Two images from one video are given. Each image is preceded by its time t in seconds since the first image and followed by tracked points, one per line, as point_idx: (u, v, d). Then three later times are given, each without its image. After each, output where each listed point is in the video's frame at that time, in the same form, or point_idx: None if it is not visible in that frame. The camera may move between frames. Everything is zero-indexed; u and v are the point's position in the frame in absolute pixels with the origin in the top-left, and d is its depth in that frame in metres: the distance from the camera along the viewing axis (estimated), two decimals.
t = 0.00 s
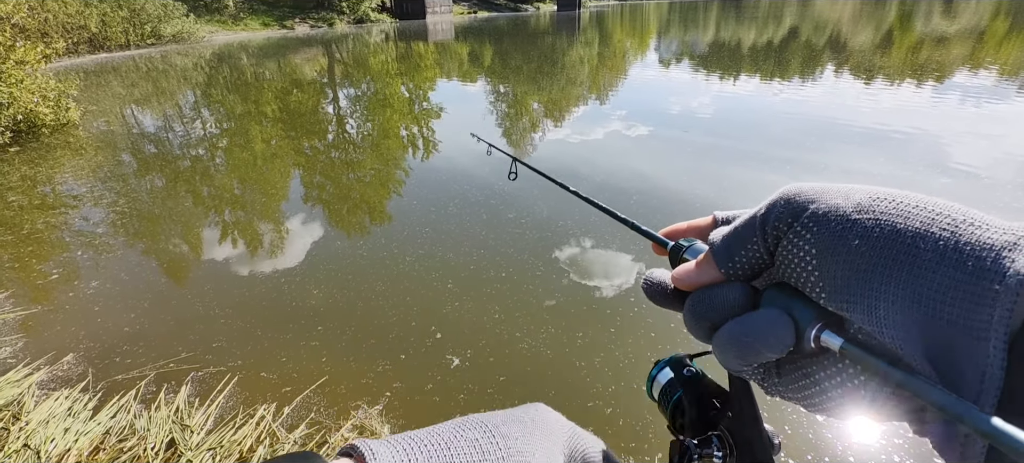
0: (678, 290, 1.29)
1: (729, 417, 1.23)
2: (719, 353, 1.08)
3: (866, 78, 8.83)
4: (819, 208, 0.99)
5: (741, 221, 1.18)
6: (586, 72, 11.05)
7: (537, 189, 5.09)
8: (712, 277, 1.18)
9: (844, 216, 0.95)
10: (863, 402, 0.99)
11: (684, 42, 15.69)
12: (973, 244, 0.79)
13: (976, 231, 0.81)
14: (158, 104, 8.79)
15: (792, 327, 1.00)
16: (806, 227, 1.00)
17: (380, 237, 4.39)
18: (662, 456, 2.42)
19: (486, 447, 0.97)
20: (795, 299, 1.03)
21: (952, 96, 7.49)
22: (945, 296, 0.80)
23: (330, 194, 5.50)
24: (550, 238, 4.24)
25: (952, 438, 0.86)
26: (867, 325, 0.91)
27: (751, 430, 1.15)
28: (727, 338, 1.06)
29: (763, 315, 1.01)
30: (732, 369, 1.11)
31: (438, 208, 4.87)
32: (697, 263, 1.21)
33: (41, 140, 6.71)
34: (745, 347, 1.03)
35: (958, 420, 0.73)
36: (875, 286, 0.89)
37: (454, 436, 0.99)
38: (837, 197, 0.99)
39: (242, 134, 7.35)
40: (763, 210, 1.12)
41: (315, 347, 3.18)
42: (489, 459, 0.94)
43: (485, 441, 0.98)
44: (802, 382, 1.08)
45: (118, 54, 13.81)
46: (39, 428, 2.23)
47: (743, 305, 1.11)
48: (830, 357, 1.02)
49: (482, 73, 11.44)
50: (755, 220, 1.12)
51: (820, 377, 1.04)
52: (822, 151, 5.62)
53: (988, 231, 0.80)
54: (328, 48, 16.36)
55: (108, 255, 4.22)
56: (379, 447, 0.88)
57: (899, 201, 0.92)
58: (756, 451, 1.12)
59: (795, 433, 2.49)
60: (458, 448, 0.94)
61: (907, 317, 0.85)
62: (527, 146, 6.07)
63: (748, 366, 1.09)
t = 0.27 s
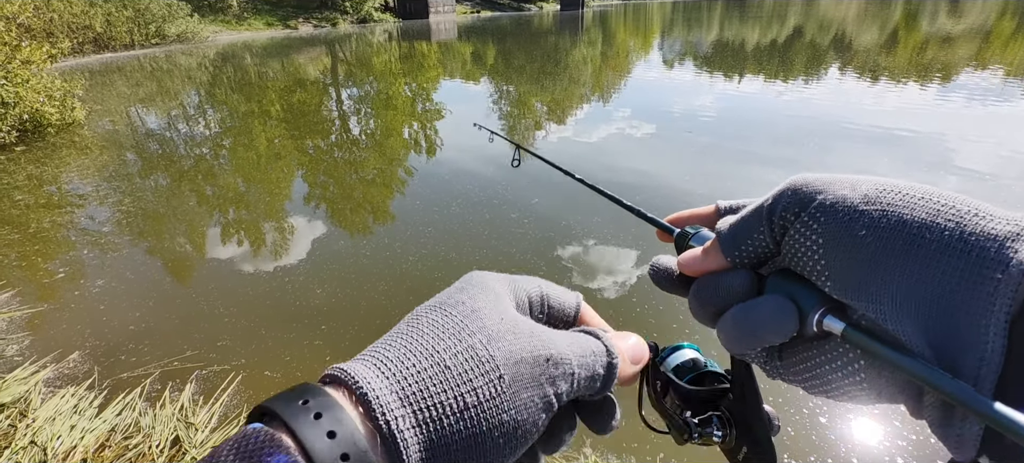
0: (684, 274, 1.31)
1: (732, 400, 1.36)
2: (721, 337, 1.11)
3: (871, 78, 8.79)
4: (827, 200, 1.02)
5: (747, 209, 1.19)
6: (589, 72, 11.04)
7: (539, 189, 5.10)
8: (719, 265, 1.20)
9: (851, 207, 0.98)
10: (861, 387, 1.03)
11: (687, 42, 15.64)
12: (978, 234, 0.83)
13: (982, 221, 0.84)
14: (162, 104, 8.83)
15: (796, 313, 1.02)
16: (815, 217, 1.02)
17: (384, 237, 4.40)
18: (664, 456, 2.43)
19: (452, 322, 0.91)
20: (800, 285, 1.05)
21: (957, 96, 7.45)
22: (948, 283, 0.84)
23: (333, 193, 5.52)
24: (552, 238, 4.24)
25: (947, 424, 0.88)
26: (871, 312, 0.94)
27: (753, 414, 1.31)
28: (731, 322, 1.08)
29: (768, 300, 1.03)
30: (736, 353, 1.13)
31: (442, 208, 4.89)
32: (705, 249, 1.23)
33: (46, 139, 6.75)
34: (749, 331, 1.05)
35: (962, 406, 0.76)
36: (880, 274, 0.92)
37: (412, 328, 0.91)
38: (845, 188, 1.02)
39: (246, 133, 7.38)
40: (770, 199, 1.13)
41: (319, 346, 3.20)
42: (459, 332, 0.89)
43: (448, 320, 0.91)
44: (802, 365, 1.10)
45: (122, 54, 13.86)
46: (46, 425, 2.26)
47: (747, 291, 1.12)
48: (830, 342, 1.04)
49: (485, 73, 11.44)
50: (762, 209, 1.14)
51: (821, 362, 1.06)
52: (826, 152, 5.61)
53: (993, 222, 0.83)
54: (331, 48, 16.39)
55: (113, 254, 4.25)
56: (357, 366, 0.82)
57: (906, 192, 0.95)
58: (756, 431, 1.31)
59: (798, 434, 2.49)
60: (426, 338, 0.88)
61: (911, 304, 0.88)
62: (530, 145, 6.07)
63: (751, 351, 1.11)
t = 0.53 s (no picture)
0: (682, 256, 1.30)
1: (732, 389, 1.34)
2: (720, 318, 1.08)
3: (874, 79, 8.76)
4: (838, 173, 0.98)
5: (752, 187, 1.17)
6: (591, 73, 11.03)
7: (541, 190, 5.10)
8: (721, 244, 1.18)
9: (865, 180, 0.94)
10: (864, 370, 1.00)
11: (690, 43, 15.61)
12: (998, 209, 0.79)
13: (1002, 196, 0.80)
14: (166, 105, 8.87)
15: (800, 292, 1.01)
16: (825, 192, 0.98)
17: (385, 238, 4.41)
18: (666, 458, 2.43)
19: (473, 402, 0.88)
20: (805, 265, 1.02)
21: (962, 97, 7.41)
22: (965, 260, 0.80)
23: (336, 194, 5.54)
24: (554, 239, 4.24)
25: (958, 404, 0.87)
26: (881, 291, 0.91)
27: (754, 404, 1.29)
28: (730, 301, 1.05)
29: (770, 279, 1.01)
30: (736, 334, 1.11)
31: (443, 209, 4.89)
32: (705, 229, 1.21)
33: (51, 140, 6.79)
34: (750, 310, 1.03)
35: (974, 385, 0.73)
36: (892, 251, 0.88)
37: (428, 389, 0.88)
38: (857, 162, 0.97)
39: (249, 134, 7.41)
40: (778, 174, 1.10)
41: (321, 347, 3.21)
42: (477, 416, 0.87)
43: (467, 396, 0.89)
44: (807, 348, 1.08)
45: (125, 55, 13.93)
46: (51, 425, 2.27)
47: (749, 271, 1.09)
48: (834, 324, 1.02)
49: (487, 73, 11.45)
50: (769, 185, 1.11)
51: (824, 343, 1.04)
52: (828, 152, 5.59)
53: (1014, 197, 0.79)
54: (334, 49, 16.43)
55: (117, 254, 4.27)
56: (377, 420, 0.79)
57: (921, 166, 0.91)
58: (756, 421, 1.29)
59: (801, 437, 2.49)
60: (444, 407, 0.85)
61: (923, 282, 0.85)
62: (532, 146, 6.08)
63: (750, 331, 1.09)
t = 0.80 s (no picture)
0: (689, 265, 1.30)
1: (739, 393, 1.33)
2: (725, 324, 1.08)
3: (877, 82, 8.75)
4: (835, 181, 0.98)
5: (753, 196, 1.17)
6: (594, 76, 11.05)
7: (544, 193, 5.11)
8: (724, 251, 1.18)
9: (860, 189, 0.94)
10: (867, 374, 1.01)
11: (692, 46, 15.63)
12: (991, 216, 0.80)
13: (995, 203, 0.81)
14: (170, 108, 8.90)
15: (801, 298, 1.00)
16: (822, 199, 0.98)
17: (388, 240, 4.42)
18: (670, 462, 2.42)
19: (504, 450, 0.85)
20: (806, 271, 1.02)
21: (965, 99, 7.40)
22: (961, 266, 0.81)
23: (339, 197, 5.55)
24: (556, 242, 4.24)
25: (957, 404, 0.87)
26: (882, 296, 0.91)
27: (761, 407, 1.27)
28: (733, 309, 1.05)
29: (772, 285, 1.01)
30: (739, 340, 1.11)
31: (446, 211, 4.90)
32: (711, 237, 1.22)
33: (56, 143, 6.82)
34: (753, 317, 1.02)
35: (974, 387, 0.74)
36: (890, 258, 0.89)
37: (468, 430, 0.88)
38: (854, 170, 0.98)
39: (252, 137, 7.44)
40: (776, 183, 1.10)
41: (325, 350, 3.21)
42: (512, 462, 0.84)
43: (505, 441, 0.87)
44: (810, 353, 1.08)
45: (130, 59, 13.99)
46: (55, 426, 2.27)
47: (753, 277, 1.09)
48: (836, 329, 1.02)
49: (490, 77, 11.47)
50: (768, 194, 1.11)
51: (826, 348, 1.04)
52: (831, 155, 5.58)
53: (1007, 203, 0.80)
54: (337, 52, 16.49)
55: (121, 257, 4.28)
56: (400, 440, 0.78)
57: (917, 172, 0.91)
58: (763, 424, 1.27)
59: (806, 441, 2.48)
60: (478, 447, 0.84)
61: (921, 288, 0.86)
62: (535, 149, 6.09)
63: (756, 337, 1.09)
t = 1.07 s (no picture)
0: (693, 272, 1.30)
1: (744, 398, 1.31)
2: (730, 331, 1.08)
3: (879, 86, 8.75)
4: (836, 188, 0.99)
5: (756, 204, 1.18)
6: (596, 80, 11.08)
7: (545, 196, 5.12)
8: (729, 258, 1.19)
9: (860, 196, 0.95)
10: (871, 378, 1.01)
11: (694, 50, 15.65)
12: (990, 222, 0.80)
13: (994, 209, 0.81)
14: (174, 112, 8.95)
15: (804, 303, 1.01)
16: (824, 206, 0.99)
17: (390, 244, 4.43)
18: None
19: (512, 443, 0.87)
20: (809, 276, 1.03)
21: (968, 103, 7.39)
22: (961, 271, 0.81)
23: (341, 200, 5.57)
24: (558, 245, 4.25)
25: (959, 407, 0.86)
26: (884, 302, 0.91)
27: (765, 411, 1.24)
28: (737, 316, 1.05)
29: (776, 291, 1.01)
30: (744, 346, 1.11)
31: (449, 215, 4.91)
32: (715, 244, 1.22)
33: (60, 147, 6.86)
34: (758, 323, 1.03)
35: (975, 390, 0.74)
36: (891, 264, 0.89)
37: (474, 423, 0.88)
38: (855, 177, 0.98)
39: (255, 141, 7.47)
40: (779, 190, 1.11)
41: (327, 353, 3.22)
42: (517, 454, 0.85)
43: (510, 434, 0.88)
44: (814, 358, 1.08)
45: (134, 63, 14.08)
46: (58, 429, 2.28)
47: (757, 284, 1.10)
48: (839, 333, 1.02)
49: (492, 81, 11.51)
50: (771, 201, 1.12)
51: (830, 353, 1.05)
52: (833, 159, 5.58)
53: (1006, 209, 0.80)
54: (340, 57, 16.56)
55: (125, 260, 4.30)
56: (402, 435, 0.78)
57: (916, 180, 0.92)
58: (767, 429, 1.23)
59: (810, 446, 2.47)
60: (484, 440, 0.85)
61: (923, 294, 0.86)
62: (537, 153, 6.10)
63: (760, 343, 1.09)
